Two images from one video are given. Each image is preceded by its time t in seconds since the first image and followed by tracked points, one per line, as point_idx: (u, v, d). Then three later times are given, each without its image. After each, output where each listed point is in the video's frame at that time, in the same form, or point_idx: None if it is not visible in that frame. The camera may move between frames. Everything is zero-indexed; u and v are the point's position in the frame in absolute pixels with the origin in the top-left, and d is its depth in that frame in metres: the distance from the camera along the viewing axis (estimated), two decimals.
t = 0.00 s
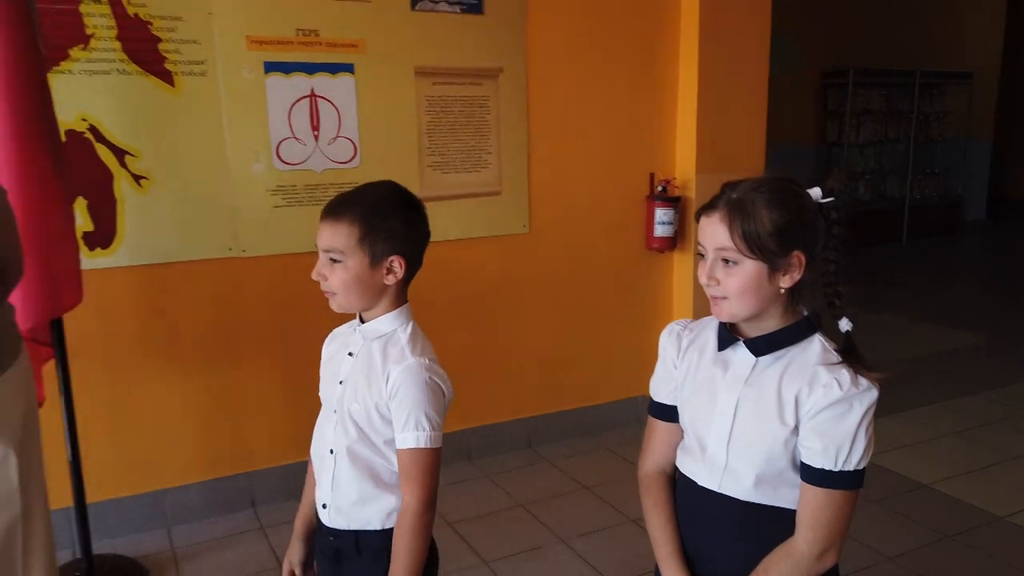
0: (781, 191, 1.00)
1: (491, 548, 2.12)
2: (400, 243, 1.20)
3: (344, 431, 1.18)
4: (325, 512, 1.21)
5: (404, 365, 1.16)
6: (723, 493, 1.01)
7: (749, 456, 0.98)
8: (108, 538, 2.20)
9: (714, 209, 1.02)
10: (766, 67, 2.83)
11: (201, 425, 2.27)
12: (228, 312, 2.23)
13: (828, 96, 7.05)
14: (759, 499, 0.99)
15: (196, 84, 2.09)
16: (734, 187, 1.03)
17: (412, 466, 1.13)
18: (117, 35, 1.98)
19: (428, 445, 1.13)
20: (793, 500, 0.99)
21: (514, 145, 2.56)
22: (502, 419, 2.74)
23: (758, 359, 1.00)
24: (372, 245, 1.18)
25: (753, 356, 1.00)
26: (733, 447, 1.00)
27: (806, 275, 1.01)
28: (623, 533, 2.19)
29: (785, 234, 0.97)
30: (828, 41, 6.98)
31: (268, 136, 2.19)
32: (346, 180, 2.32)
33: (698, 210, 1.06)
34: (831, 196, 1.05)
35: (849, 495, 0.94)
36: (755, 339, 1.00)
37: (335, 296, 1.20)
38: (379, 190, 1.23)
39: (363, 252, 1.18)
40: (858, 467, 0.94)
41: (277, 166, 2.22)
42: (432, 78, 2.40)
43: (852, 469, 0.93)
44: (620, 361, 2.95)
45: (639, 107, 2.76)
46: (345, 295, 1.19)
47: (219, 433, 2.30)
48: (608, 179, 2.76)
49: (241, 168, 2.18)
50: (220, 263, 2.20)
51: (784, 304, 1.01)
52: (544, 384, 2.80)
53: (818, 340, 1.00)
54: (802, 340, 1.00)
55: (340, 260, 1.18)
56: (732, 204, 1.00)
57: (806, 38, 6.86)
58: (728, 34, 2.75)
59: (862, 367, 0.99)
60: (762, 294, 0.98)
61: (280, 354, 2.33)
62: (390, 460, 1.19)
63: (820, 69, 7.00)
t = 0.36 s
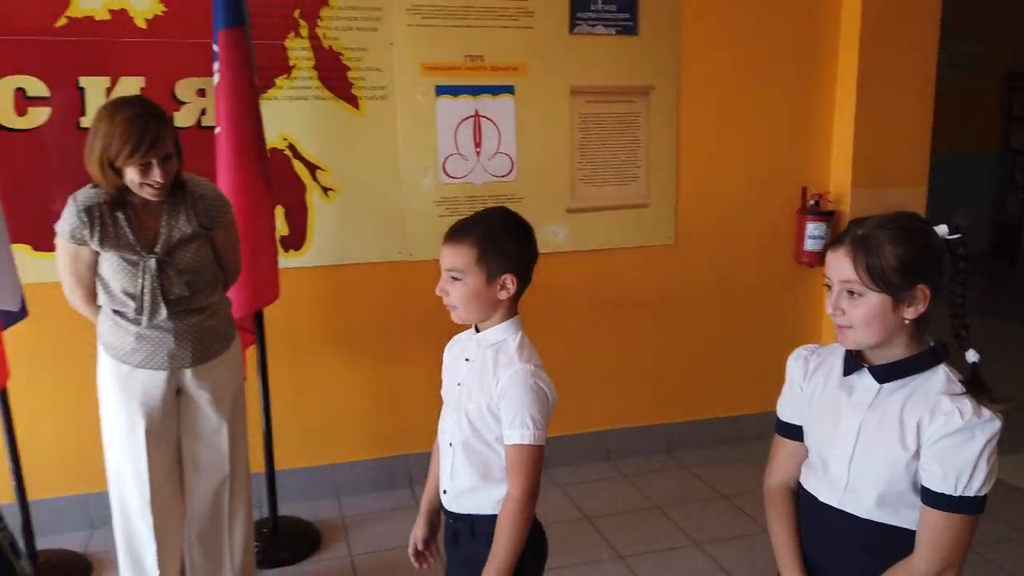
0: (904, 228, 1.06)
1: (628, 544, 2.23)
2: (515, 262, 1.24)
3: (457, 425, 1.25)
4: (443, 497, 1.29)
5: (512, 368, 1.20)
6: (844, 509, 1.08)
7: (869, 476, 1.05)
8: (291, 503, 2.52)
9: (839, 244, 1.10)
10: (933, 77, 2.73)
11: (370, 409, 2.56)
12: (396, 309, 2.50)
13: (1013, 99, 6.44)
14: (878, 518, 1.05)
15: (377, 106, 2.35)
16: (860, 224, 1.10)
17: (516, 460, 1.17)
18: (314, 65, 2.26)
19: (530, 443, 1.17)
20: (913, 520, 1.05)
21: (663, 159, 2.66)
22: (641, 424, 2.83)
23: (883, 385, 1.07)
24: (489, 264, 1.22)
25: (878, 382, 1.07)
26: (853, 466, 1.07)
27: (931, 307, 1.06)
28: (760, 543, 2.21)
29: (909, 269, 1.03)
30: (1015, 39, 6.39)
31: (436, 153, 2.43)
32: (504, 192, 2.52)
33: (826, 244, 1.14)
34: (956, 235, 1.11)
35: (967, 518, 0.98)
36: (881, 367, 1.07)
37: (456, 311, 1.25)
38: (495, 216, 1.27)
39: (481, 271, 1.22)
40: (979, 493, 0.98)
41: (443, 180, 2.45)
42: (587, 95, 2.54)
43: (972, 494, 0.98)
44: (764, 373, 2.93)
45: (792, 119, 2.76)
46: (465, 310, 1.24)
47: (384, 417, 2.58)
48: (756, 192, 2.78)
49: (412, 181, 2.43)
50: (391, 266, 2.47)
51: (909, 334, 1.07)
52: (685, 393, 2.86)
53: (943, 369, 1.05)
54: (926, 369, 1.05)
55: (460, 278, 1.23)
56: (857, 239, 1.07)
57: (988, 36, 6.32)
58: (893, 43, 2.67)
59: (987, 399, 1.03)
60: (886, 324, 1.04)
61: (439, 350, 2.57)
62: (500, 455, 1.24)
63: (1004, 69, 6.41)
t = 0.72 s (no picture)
0: (973, 252, 1.11)
1: (728, 551, 2.28)
2: (596, 279, 1.33)
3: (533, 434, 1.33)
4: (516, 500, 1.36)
5: (587, 383, 1.27)
6: (900, 525, 1.13)
7: (926, 495, 1.10)
8: (407, 488, 2.71)
9: (907, 266, 1.16)
10: None
11: (482, 404, 2.71)
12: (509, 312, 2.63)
13: None
14: (933, 537, 1.10)
15: (497, 119, 2.49)
16: (930, 247, 1.16)
17: (584, 472, 1.23)
18: (441, 82, 2.43)
19: (599, 456, 1.22)
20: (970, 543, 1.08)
21: (778, 169, 2.64)
22: (748, 433, 2.83)
23: (945, 408, 1.12)
24: (572, 279, 1.32)
25: (940, 405, 1.12)
26: (912, 486, 1.13)
27: (999, 330, 1.10)
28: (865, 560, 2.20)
29: (976, 291, 1.08)
30: None
31: (552, 163, 2.54)
32: (616, 202, 2.59)
33: (896, 266, 1.20)
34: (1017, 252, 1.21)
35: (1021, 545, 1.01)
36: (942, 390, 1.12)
37: (538, 321, 1.35)
38: (580, 235, 1.37)
39: (564, 285, 1.32)
40: None
41: (558, 190, 2.56)
42: (702, 107, 2.57)
43: None
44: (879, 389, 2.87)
45: (919, 129, 2.67)
46: (546, 321, 1.33)
47: (495, 413, 2.72)
48: (875, 203, 2.71)
49: (528, 191, 2.55)
50: (505, 270, 2.60)
51: (977, 356, 1.11)
52: (795, 405, 2.83)
53: (1008, 396, 1.08)
54: (991, 394, 1.09)
55: (543, 291, 1.33)
56: (925, 262, 1.13)
57: None
58: None
59: None
60: (952, 344, 1.09)
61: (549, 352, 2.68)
62: (569, 466, 1.30)
63: None
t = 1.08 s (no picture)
0: (919, 259, 1.13)
1: (784, 556, 2.27)
2: (627, 280, 1.37)
3: (561, 430, 1.38)
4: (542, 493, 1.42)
5: (619, 384, 1.33)
6: (835, 525, 1.19)
7: (856, 498, 1.15)
8: (466, 481, 2.81)
9: (857, 269, 1.19)
10: None
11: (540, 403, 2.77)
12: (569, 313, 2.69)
13: None
14: (860, 536, 1.14)
15: (561, 125, 2.55)
16: (882, 254, 1.18)
17: (615, 468, 1.28)
18: (507, 89, 2.51)
19: (630, 454, 1.28)
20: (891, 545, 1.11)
21: (847, 175, 2.60)
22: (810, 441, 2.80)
23: (882, 414, 1.16)
24: (603, 279, 1.37)
25: (878, 410, 1.16)
26: (846, 486, 1.17)
27: (940, 337, 1.12)
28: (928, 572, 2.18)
29: (915, 297, 1.10)
30: None
31: (614, 168, 2.58)
32: (678, 206, 2.61)
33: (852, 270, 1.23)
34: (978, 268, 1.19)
35: (937, 550, 1.04)
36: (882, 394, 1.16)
37: (568, 317, 1.41)
38: (614, 237, 1.42)
39: (595, 284, 1.37)
40: (947, 525, 1.04)
41: (620, 194, 2.59)
42: (768, 111, 2.56)
43: (937, 525, 1.04)
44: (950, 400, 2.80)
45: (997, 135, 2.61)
46: (575, 317, 1.39)
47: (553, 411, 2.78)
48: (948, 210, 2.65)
49: (591, 195, 2.60)
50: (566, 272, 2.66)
51: (917, 362, 1.13)
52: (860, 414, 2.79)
53: (941, 404, 1.10)
54: (926, 402, 1.11)
55: (575, 288, 1.39)
56: (872, 267, 1.16)
57: None
58: None
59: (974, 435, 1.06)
60: (892, 348, 1.12)
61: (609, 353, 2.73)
62: (597, 462, 1.35)
63: None
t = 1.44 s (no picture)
0: (813, 256, 1.14)
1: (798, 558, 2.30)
2: (634, 287, 1.41)
3: (573, 429, 1.43)
4: (548, 489, 1.47)
5: (634, 386, 1.38)
6: (746, 511, 1.22)
7: (762, 485, 1.18)
8: (486, 481, 2.86)
9: (759, 266, 1.21)
10: None
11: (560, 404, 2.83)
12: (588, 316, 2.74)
13: None
14: (764, 521, 1.18)
15: (582, 131, 2.60)
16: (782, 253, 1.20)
17: (629, 467, 1.33)
18: (529, 97, 2.57)
19: (645, 454, 1.33)
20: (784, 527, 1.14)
21: (867, 181, 2.62)
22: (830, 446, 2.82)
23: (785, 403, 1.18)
24: (612, 286, 1.41)
25: (782, 401, 1.19)
26: (754, 472, 1.21)
27: (833, 331, 1.13)
28: None
29: (803, 294, 1.12)
30: None
31: (634, 174, 2.62)
32: (697, 212, 2.64)
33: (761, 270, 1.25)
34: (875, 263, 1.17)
35: (815, 537, 1.05)
36: (784, 388, 1.18)
37: (578, 323, 1.45)
38: (620, 244, 1.46)
39: (604, 291, 1.41)
40: (827, 510, 1.04)
41: (640, 200, 2.63)
42: (788, 118, 2.58)
43: (817, 511, 1.04)
44: (970, 406, 2.79)
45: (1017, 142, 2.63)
46: (586, 324, 1.44)
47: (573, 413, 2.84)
48: (966, 217, 2.67)
49: (611, 200, 2.64)
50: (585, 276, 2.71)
51: (815, 356, 1.15)
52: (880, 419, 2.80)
53: (835, 396, 1.11)
54: (822, 394, 1.13)
55: (583, 295, 1.43)
56: (769, 266, 1.18)
57: None
58: None
59: (860, 425, 1.06)
60: (788, 343, 1.14)
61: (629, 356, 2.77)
62: (608, 460, 1.41)
63: None
